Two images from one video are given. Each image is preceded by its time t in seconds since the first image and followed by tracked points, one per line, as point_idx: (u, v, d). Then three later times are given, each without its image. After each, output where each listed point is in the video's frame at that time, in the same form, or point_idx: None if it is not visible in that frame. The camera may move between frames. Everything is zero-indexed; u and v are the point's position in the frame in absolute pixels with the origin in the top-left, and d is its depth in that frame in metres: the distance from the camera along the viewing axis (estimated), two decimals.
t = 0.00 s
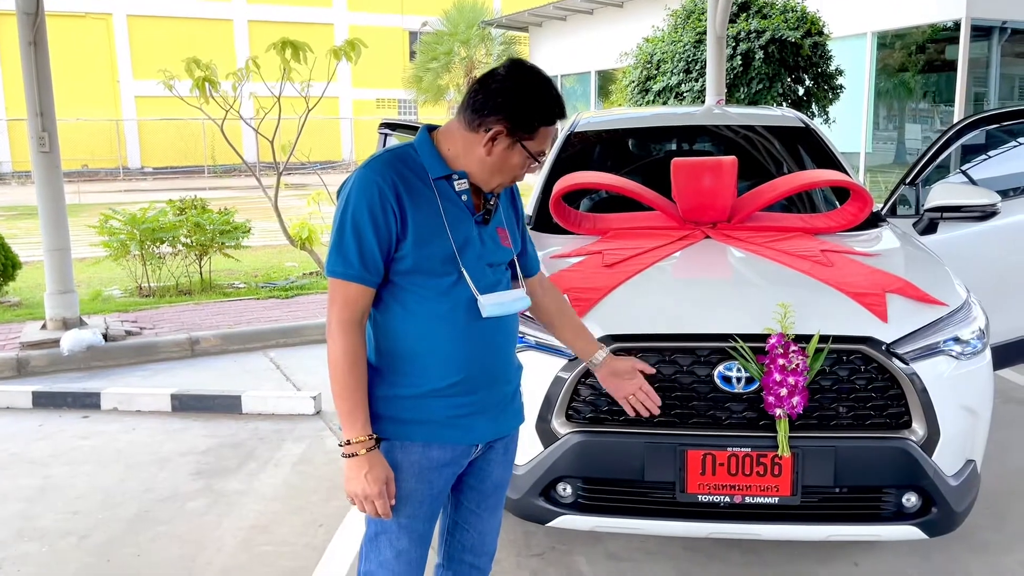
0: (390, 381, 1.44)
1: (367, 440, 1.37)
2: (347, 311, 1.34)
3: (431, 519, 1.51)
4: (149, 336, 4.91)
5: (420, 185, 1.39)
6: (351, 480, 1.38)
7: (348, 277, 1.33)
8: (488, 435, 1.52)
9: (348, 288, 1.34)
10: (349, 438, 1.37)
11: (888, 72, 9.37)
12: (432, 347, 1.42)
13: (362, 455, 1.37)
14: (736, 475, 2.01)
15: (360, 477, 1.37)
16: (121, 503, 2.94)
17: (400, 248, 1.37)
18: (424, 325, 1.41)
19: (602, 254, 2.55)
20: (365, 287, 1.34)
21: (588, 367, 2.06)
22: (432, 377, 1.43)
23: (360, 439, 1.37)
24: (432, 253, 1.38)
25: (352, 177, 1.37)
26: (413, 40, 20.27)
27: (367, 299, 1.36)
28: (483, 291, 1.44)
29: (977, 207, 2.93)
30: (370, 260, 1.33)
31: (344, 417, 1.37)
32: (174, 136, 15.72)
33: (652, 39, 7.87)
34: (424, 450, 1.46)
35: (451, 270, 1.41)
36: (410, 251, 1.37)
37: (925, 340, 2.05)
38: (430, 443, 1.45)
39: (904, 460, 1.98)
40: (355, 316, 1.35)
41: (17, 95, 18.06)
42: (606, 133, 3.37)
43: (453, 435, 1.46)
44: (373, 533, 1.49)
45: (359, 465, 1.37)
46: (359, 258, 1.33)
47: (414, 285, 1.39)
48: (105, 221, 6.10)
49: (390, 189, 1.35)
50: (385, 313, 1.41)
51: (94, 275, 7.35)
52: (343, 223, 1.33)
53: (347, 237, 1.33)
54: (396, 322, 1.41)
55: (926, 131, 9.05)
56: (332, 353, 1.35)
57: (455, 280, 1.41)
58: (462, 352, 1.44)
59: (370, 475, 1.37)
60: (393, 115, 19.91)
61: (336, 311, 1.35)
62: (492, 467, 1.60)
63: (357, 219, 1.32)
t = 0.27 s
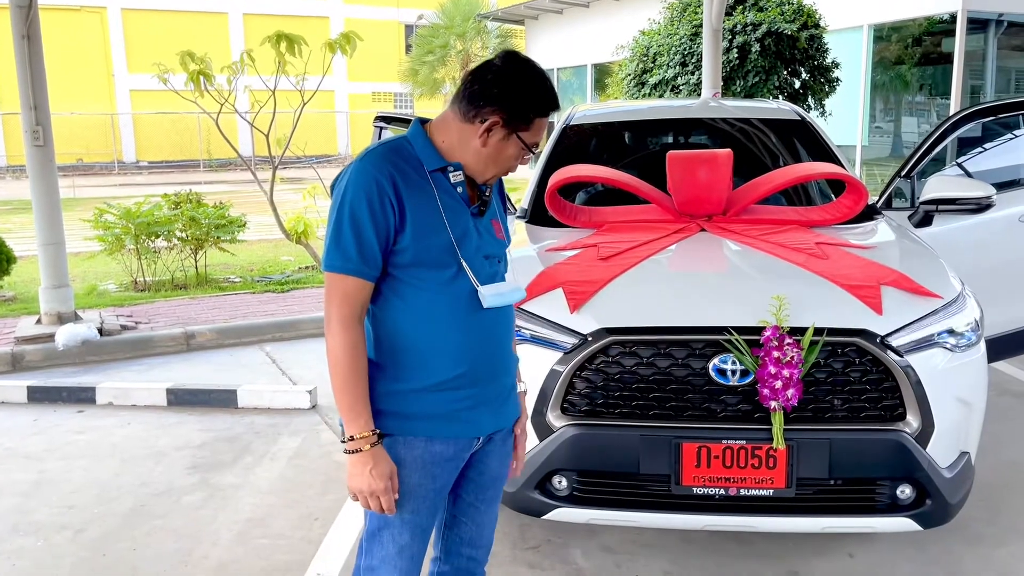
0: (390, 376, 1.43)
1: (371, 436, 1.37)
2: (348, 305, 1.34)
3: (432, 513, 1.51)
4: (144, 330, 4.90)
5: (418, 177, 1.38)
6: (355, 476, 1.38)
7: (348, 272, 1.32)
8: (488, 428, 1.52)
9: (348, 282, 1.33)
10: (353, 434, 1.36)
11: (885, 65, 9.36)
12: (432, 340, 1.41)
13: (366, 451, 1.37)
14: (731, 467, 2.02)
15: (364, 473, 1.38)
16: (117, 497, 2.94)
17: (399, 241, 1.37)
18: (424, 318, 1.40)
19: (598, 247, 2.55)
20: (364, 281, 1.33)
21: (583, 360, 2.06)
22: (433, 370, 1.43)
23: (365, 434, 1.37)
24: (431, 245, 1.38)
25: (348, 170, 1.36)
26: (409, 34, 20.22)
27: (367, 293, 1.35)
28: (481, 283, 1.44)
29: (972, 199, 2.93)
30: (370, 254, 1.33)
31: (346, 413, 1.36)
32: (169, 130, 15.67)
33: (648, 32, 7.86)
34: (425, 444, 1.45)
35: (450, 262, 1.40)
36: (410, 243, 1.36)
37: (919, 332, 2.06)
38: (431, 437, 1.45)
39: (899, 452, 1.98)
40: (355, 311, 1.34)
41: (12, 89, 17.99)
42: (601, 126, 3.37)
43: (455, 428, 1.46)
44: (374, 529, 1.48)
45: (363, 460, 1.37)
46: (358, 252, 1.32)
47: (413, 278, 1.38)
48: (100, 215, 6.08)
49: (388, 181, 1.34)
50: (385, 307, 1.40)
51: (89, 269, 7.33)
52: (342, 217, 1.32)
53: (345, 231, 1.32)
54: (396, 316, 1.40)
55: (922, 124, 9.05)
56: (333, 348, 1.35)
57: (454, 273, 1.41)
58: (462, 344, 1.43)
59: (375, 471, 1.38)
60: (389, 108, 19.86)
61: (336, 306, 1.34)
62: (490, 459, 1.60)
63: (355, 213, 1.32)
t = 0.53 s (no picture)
0: (390, 372, 1.43)
1: (383, 433, 1.37)
2: (350, 302, 1.33)
3: (433, 507, 1.51)
4: (139, 326, 4.88)
5: (415, 172, 1.37)
6: (368, 473, 1.38)
7: (351, 268, 1.31)
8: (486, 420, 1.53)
9: (350, 279, 1.32)
10: (364, 432, 1.36)
11: (880, 59, 9.36)
12: (432, 334, 1.41)
13: (379, 448, 1.37)
14: (726, 461, 2.02)
15: (376, 471, 1.37)
16: (112, 492, 2.93)
17: (399, 236, 1.36)
18: (425, 312, 1.40)
19: (593, 242, 2.55)
20: (366, 277, 1.33)
21: (578, 354, 2.05)
22: (433, 364, 1.43)
23: (377, 431, 1.37)
24: (430, 240, 1.38)
25: (345, 165, 1.34)
26: (405, 28, 20.18)
27: (369, 289, 1.34)
28: (479, 277, 1.44)
29: (968, 193, 2.94)
30: (371, 250, 1.32)
31: (354, 410, 1.35)
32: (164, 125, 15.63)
33: (644, 26, 7.84)
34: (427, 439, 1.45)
35: (449, 256, 1.40)
36: (409, 238, 1.36)
37: (914, 326, 2.06)
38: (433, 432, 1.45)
39: (894, 445, 1.98)
40: (358, 307, 1.33)
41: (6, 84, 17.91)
42: (597, 120, 3.36)
43: (456, 422, 1.47)
44: (375, 525, 1.48)
45: (375, 458, 1.37)
46: (360, 248, 1.31)
47: (413, 272, 1.38)
48: (94, 211, 6.06)
49: (387, 176, 1.34)
50: (384, 303, 1.39)
51: (84, 264, 7.31)
52: (342, 214, 1.31)
53: (347, 227, 1.31)
54: (395, 312, 1.39)
55: (917, 118, 9.05)
56: (336, 346, 1.33)
57: (453, 267, 1.41)
58: (462, 338, 1.44)
59: (388, 467, 1.38)
60: (385, 102, 19.82)
61: (338, 303, 1.33)
62: (486, 452, 1.60)
63: (355, 209, 1.31)
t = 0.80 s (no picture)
0: (391, 373, 1.43)
1: (394, 434, 1.38)
2: (353, 304, 1.32)
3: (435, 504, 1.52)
4: (135, 324, 4.88)
5: (410, 170, 1.37)
6: (382, 476, 1.38)
7: (353, 270, 1.31)
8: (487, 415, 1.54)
9: (352, 281, 1.32)
10: (375, 435, 1.36)
11: (876, 55, 9.36)
12: (433, 332, 1.42)
13: (391, 450, 1.37)
14: (722, 458, 2.02)
15: (391, 474, 1.38)
16: (108, 490, 2.93)
17: (398, 236, 1.36)
18: (425, 311, 1.40)
19: (589, 238, 2.55)
20: (368, 278, 1.33)
21: (574, 351, 2.06)
22: (434, 362, 1.43)
23: (388, 433, 1.37)
24: (429, 238, 1.38)
25: (340, 168, 1.33)
26: (400, 24, 20.14)
27: (371, 291, 1.34)
28: (476, 272, 1.45)
29: (963, 189, 2.94)
30: (372, 252, 1.32)
31: (363, 414, 1.35)
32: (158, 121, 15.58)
33: (640, 22, 7.83)
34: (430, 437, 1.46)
35: (447, 254, 1.41)
36: (408, 237, 1.36)
37: (909, 322, 2.06)
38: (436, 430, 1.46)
39: (889, 441, 1.99)
40: (361, 310, 1.33)
41: None
42: (593, 117, 3.36)
43: (459, 419, 1.48)
44: (377, 524, 1.48)
45: (388, 460, 1.38)
46: (361, 250, 1.31)
47: (413, 272, 1.39)
48: (89, 208, 6.05)
49: (383, 176, 1.34)
50: (384, 304, 1.40)
51: (79, 262, 7.29)
52: (340, 216, 1.31)
53: (348, 230, 1.30)
54: (396, 312, 1.40)
55: (913, 114, 9.05)
56: (341, 349, 1.33)
57: (451, 264, 1.42)
58: (461, 335, 1.45)
59: (400, 470, 1.39)
60: (381, 99, 19.78)
61: (340, 306, 1.32)
62: (483, 448, 1.61)
63: (354, 211, 1.31)
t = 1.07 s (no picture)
0: (391, 376, 1.43)
1: (398, 438, 1.36)
2: (353, 311, 1.31)
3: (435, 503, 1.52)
4: (132, 322, 4.87)
5: (402, 171, 1.37)
6: (386, 481, 1.37)
7: (354, 276, 1.30)
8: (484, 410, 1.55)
9: (352, 287, 1.30)
10: (379, 440, 1.35)
11: (872, 53, 9.37)
12: (432, 332, 1.42)
13: (395, 454, 1.36)
14: (719, 455, 2.02)
15: (396, 478, 1.37)
16: (105, 490, 2.92)
17: (394, 238, 1.36)
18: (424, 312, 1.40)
19: (586, 237, 2.55)
20: (369, 282, 1.31)
21: (572, 349, 2.06)
22: (433, 362, 1.44)
23: (393, 438, 1.36)
24: (426, 239, 1.38)
25: (332, 172, 1.32)
26: (397, 22, 20.15)
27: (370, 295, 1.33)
28: (471, 270, 1.46)
29: (959, 187, 2.94)
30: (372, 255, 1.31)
31: (367, 421, 1.34)
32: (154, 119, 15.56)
33: (637, 20, 7.83)
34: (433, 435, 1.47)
35: (443, 253, 1.41)
36: (405, 239, 1.36)
37: (905, 320, 2.07)
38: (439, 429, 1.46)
39: (885, 439, 1.99)
40: (361, 315, 1.32)
41: None
42: (590, 115, 3.36)
43: (459, 417, 1.48)
44: (380, 527, 1.48)
45: (392, 464, 1.36)
46: (361, 255, 1.30)
47: (411, 273, 1.38)
48: (85, 207, 6.03)
49: (378, 178, 1.33)
50: (383, 307, 1.39)
51: (75, 261, 7.28)
52: (337, 222, 1.29)
53: (347, 235, 1.29)
54: (394, 314, 1.39)
55: (909, 112, 9.06)
56: (342, 356, 1.32)
57: (447, 263, 1.42)
58: (459, 333, 1.45)
59: (403, 474, 1.37)
60: (378, 97, 19.76)
61: (340, 312, 1.31)
62: (478, 442, 1.61)
63: (352, 216, 1.29)
